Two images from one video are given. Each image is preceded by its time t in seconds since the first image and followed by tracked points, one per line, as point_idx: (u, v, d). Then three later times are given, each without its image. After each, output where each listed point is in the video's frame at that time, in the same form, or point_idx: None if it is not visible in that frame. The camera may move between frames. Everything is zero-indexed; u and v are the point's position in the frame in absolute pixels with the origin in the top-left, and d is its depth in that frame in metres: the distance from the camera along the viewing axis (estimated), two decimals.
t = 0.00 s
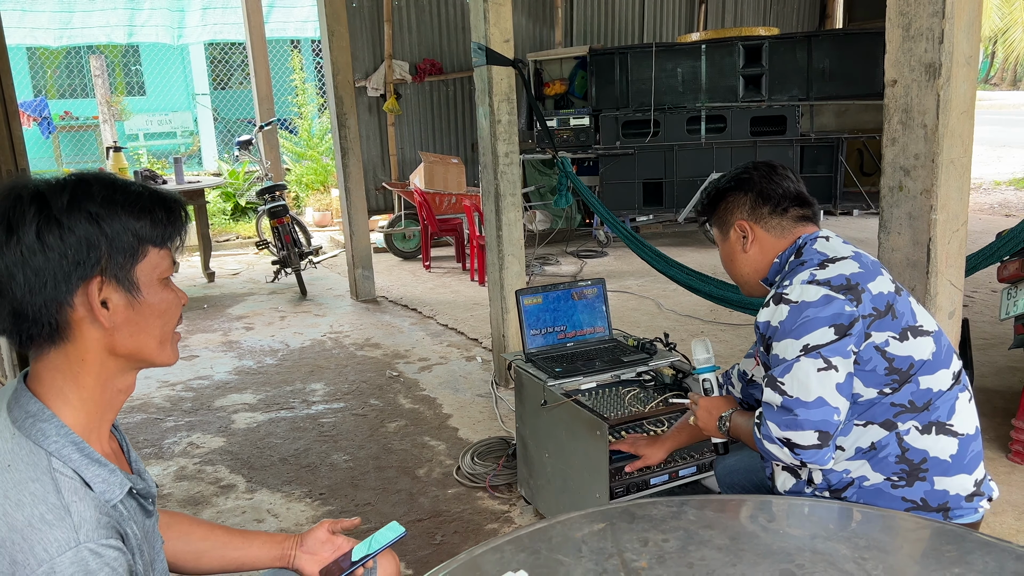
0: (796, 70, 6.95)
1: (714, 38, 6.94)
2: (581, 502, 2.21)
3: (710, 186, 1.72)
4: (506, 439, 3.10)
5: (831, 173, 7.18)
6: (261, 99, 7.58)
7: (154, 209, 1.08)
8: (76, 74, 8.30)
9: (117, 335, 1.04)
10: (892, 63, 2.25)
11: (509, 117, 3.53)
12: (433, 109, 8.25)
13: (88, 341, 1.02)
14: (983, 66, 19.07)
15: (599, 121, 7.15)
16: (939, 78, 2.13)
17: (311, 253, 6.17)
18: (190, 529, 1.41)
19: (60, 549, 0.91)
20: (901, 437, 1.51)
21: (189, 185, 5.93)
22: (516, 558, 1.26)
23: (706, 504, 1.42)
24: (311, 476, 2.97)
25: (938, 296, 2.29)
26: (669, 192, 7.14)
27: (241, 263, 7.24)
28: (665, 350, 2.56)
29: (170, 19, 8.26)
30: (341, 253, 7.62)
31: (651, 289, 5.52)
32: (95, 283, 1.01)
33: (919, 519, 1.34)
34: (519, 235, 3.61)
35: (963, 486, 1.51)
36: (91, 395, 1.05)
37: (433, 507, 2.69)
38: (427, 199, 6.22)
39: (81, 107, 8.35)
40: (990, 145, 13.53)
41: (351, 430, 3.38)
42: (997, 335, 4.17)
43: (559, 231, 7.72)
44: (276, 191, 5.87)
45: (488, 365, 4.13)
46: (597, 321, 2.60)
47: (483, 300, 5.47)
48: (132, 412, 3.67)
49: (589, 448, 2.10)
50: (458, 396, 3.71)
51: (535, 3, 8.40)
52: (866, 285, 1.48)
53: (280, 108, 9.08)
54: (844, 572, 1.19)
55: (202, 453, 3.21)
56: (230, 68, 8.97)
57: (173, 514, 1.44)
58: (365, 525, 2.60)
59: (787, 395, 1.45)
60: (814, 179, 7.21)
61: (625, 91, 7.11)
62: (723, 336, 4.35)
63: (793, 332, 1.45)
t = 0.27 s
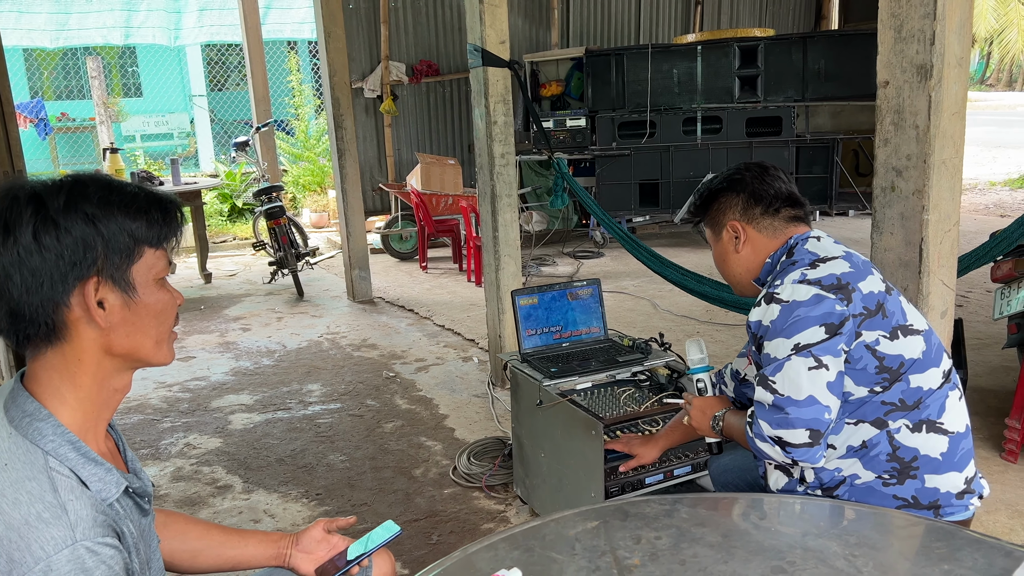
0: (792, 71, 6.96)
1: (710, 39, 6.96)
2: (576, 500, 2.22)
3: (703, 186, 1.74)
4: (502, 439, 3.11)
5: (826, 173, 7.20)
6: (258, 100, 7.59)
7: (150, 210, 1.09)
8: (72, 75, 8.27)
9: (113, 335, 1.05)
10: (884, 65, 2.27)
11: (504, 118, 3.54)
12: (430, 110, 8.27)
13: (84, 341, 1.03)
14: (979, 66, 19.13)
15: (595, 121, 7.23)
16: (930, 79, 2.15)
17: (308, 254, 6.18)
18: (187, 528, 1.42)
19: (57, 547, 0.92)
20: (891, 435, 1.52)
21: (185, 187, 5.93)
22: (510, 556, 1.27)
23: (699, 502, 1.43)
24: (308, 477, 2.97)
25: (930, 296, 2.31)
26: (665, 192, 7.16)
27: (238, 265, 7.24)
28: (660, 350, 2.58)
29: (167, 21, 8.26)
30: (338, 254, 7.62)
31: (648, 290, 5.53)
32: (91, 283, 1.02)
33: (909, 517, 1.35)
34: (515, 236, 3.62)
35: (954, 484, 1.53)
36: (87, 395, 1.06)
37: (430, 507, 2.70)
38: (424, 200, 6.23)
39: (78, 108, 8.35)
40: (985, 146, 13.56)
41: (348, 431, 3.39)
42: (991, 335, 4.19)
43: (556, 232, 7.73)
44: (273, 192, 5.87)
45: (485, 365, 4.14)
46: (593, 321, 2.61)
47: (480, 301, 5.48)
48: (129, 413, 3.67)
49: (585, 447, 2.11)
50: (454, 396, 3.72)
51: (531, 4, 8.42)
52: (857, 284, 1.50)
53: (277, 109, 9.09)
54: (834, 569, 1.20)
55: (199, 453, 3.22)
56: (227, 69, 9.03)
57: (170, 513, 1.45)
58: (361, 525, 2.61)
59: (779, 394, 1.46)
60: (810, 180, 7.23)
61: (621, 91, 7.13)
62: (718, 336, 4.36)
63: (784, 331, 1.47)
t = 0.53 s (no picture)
0: (786, 74, 6.99)
1: (704, 43, 6.98)
2: (571, 503, 2.22)
3: (695, 190, 1.74)
4: (497, 442, 3.11)
5: (821, 176, 7.22)
6: (253, 104, 7.58)
7: (145, 214, 1.09)
8: (67, 78, 8.25)
9: (105, 338, 1.05)
10: (875, 69, 2.28)
11: (499, 121, 3.55)
12: (425, 113, 8.27)
13: (77, 345, 1.04)
14: (973, 69, 19.22)
15: (590, 125, 7.18)
16: (921, 83, 2.16)
17: (303, 257, 6.18)
18: (180, 531, 1.42)
19: (48, 550, 0.92)
20: (883, 437, 1.53)
21: (180, 190, 5.92)
22: (502, 558, 1.27)
23: (691, 504, 1.43)
24: (302, 480, 2.97)
25: (923, 298, 2.31)
26: (660, 195, 7.18)
27: (234, 268, 7.23)
28: (654, 353, 2.59)
29: (162, 24, 8.27)
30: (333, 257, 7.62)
31: (643, 292, 5.54)
32: (85, 287, 1.02)
33: (900, 518, 1.36)
34: (509, 239, 3.63)
35: (945, 486, 1.54)
36: (79, 398, 1.06)
37: (425, 510, 2.70)
38: (420, 203, 6.23)
39: (73, 111, 8.34)
40: (979, 149, 13.61)
41: (343, 434, 3.39)
42: (985, 337, 4.20)
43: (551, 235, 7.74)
44: (268, 195, 5.87)
45: (480, 368, 4.14)
46: (588, 324, 2.62)
47: (476, 304, 5.48)
48: (123, 417, 3.67)
49: (579, 450, 2.12)
50: (450, 399, 3.72)
51: (527, 8, 8.43)
52: (848, 287, 1.51)
53: (272, 112, 9.09)
54: (824, 570, 1.20)
55: (193, 457, 3.21)
56: (222, 73, 8.97)
57: (163, 516, 1.44)
58: (356, 528, 2.61)
59: (771, 396, 1.46)
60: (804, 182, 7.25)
61: (616, 95, 7.12)
62: (713, 339, 4.37)
63: (776, 334, 1.47)
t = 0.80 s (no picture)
0: (781, 79, 7.00)
1: (700, 48, 6.99)
2: (568, 509, 2.21)
3: (693, 194, 1.74)
4: (493, 447, 3.10)
5: (816, 181, 7.24)
6: (248, 108, 7.56)
7: (138, 221, 1.09)
8: (62, 83, 8.26)
9: (97, 345, 1.04)
10: (872, 74, 2.29)
11: (495, 126, 3.54)
12: (420, 118, 8.27)
13: (69, 352, 1.02)
14: (966, 75, 19.33)
15: (585, 129, 7.19)
16: (917, 88, 2.17)
17: (298, 262, 6.16)
18: (173, 540, 1.40)
19: (41, 562, 0.91)
20: (881, 443, 1.53)
21: (174, 195, 5.89)
22: (499, 566, 1.27)
23: (689, 511, 1.42)
24: (297, 486, 2.95)
25: (919, 303, 2.31)
26: (655, 200, 7.19)
27: (228, 272, 7.21)
28: (650, 358, 2.57)
29: (157, 28, 8.18)
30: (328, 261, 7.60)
31: (639, 297, 5.54)
32: (77, 294, 1.01)
33: (900, 525, 1.35)
34: (505, 244, 3.62)
35: (943, 492, 1.53)
36: (71, 406, 1.05)
37: (420, 517, 2.69)
38: (415, 208, 6.22)
39: (66, 116, 8.31)
40: (973, 154, 13.68)
41: (338, 439, 3.37)
42: (980, 341, 4.21)
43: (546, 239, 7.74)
44: (262, 200, 5.86)
45: (475, 373, 4.13)
46: (583, 330, 2.61)
47: (471, 308, 5.47)
48: (117, 422, 3.64)
49: (576, 456, 2.11)
50: (445, 405, 3.71)
51: (522, 13, 8.44)
52: (845, 293, 1.50)
53: (267, 117, 9.10)
54: None
55: (187, 463, 3.19)
56: (217, 77, 9.02)
57: (156, 524, 1.43)
58: (351, 535, 2.59)
59: (769, 403, 1.46)
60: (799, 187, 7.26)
61: (611, 99, 7.15)
62: (709, 344, 4.37)
63: (774, 340, 1.47)
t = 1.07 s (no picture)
0: (776, 85, 7.02)
1: (695, 54, 7.00)
2: (562, 519, 2.20)
3: (688, 203, 1.73)
4: (488, 455, 3.09)
5: (810, 187, 7.22)
6: (243, 113, 7.55)
7: (128, 233, 1.07)
8: (56, 88, 8.22)
9: (85, 359, 1.03)
10: (866, 83, 2.29)
11: (490, 133, 3.54)
12: (416, 124, 8.27)
13: (56, 366, 1.01)
14: (960, 81, 19.44)
15: (581, 135, 7.22)
16: (911, 97, 2.17)
17: (293, 268, 6.14)
18: (163, 553, 1.38)
19: None
20: (877, 454, 1.52)
21: (169, 200, 5.87)
22: None
23: (684, 524, 1.41)
24: (290, 495, 2.93)
25: (914, 312, 2.31)
26: (651, 206, 7.19)
27: (223, 278, 7.19)
28: (646, 366, 2.57)
29: (152, 33, 8.17)
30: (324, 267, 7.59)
31: (634, 303, 5.54)
32: (65, 307, 1.00)
33: (895, 538, 1.35)
34: (501, 250, 3.61)
35: (939, 503, 1.53)
36: (58, 420, 1.04)
37: (415, 526, 2.67)
38: (410, 214, 6.21)
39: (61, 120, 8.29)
40: (966, 160, 13.74)
41: (332, 447, 3.35)
42: (975, 348, 4.22)
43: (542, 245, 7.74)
44: (258, 206, 5.85)
45: (471, 380, 4.12)
46: (579, 339, 2.60)
47: (466, 315, 5.46)
48: (109, 430, 3.62)
49: (571, 466, 2.10)
50: (440, 412, 3.69)
51: (518, 18, 8.45)
52: (841, 303, 1.50)
53: (262, 122, 9.11)
54: None
55: (180, 471, 3.17)
56: (212, 82, 9.03)
57: (145, 537, 1.41)
58: (344, 544, 2.58)
59: (765, 414, 1.45)
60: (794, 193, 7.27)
61: (607, 106, 7.14)
62: (704, 350, 4.37)
63: (770, 351, 1.46)
